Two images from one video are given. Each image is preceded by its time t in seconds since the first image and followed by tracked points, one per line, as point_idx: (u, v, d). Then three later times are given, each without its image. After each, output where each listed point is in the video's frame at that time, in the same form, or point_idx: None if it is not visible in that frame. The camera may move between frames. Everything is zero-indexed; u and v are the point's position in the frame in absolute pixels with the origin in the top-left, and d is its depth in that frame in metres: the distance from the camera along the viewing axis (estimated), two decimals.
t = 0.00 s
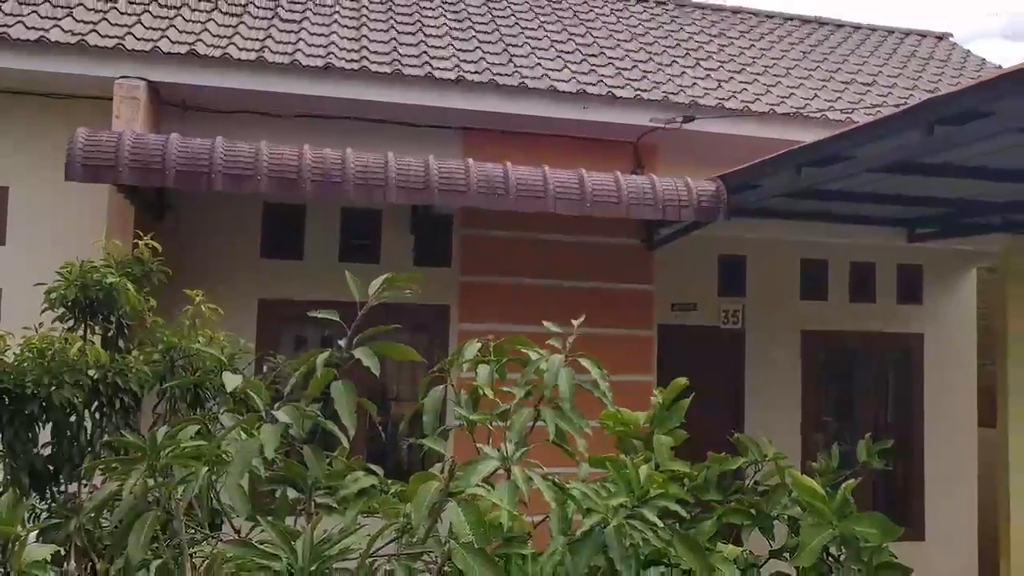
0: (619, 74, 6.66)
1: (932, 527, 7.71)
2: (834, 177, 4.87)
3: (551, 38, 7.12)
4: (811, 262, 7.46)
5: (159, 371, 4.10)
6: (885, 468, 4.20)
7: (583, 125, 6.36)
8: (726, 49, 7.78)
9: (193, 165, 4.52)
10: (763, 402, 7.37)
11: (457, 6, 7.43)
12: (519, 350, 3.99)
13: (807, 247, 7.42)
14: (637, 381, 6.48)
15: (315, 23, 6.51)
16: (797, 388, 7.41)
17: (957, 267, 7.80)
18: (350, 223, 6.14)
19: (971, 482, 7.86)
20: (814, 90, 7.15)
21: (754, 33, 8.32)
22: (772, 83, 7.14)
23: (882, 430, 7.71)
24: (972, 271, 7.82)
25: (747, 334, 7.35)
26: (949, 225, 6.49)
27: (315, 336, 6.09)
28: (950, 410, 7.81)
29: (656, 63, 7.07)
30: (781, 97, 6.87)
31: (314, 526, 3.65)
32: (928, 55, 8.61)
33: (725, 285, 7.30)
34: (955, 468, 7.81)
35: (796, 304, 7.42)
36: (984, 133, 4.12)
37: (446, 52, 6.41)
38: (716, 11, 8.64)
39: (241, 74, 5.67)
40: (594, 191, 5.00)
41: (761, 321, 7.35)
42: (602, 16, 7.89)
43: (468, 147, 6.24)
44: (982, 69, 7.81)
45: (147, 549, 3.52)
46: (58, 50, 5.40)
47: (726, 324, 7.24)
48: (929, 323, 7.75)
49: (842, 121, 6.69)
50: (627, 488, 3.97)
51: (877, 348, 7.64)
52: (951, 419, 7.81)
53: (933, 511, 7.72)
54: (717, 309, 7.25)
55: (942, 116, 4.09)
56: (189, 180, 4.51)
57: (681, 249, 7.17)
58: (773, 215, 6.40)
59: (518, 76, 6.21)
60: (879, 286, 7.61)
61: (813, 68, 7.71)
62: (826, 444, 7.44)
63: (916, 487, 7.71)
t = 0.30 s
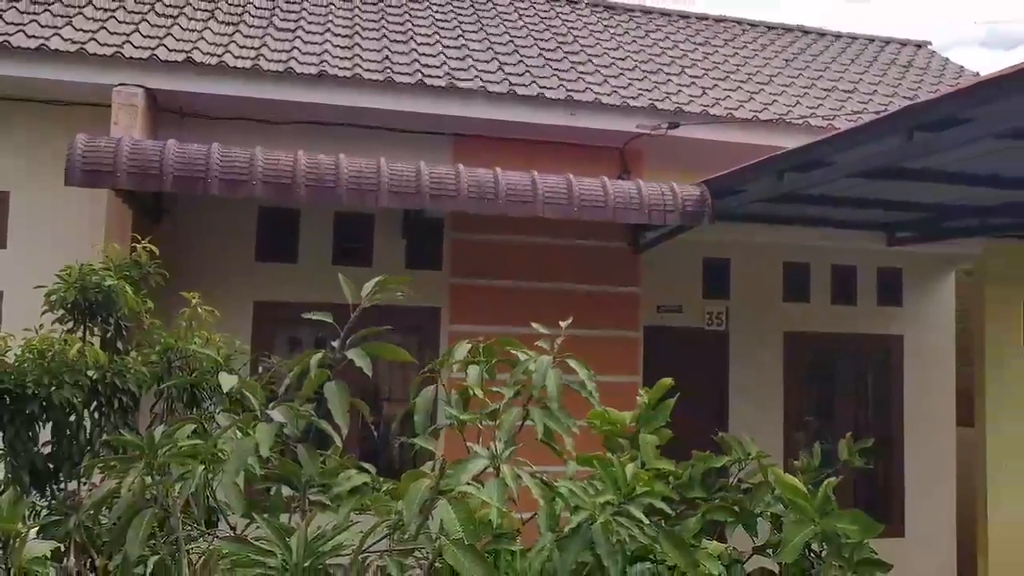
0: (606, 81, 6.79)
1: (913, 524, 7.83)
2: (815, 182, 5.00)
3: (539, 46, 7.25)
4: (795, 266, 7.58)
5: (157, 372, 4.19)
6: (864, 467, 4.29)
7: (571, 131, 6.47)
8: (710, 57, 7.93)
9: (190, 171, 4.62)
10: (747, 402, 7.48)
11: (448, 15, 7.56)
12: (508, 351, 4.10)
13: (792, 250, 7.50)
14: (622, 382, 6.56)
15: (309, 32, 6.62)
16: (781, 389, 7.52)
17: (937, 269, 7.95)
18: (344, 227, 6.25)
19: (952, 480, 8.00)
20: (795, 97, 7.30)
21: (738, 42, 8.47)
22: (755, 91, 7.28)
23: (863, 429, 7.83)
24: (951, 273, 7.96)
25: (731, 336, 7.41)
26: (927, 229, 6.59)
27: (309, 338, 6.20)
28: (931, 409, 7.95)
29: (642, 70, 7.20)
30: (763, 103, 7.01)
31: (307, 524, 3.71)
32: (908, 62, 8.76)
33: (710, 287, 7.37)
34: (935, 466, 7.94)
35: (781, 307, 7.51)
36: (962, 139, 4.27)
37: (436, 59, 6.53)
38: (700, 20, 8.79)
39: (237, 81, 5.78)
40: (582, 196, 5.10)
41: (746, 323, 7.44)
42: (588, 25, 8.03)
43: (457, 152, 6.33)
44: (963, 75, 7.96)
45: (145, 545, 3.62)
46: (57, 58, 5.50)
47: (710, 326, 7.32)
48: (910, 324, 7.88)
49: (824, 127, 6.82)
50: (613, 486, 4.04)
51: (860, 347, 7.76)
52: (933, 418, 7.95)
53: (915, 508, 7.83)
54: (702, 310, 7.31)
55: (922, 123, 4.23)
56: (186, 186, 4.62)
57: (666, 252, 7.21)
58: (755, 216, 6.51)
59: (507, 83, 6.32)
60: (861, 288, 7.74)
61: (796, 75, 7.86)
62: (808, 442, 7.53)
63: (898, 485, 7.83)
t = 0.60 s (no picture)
0: (593, 88, 6.92)
1: (892, 521, 7.93)
2: (797, 187, 5.12)
3: (528, 54, 7.38)
4: (781, 269, 7.70)
5: (154, 372, 4.29)
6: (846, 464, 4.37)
7: (560, 137, 6.58)
8: (694, 65, 8.08)
9: (186, 177, 4.73)
10: (729, 398, 7.57)
11: (438, 25, 7.69)
12: (497, 351, 4.19)
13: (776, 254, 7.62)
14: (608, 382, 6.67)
15: (303, 40, 6.74)
16: (764, 389, 7.61)
17: (920, 272, 8.04)
18: (338, 231, 6.35)
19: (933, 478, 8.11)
20: (778, 104, 7.44)
21: (722, 51, 8.62)
22: (739, 98, 7.42)
23: (846, 427, 7.93)
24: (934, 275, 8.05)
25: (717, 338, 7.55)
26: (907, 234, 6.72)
27: (303, 339, 6.30)
28: (914, 408, 8.06)
29: (628, 78, 7.34)
30: (747, 110, 7.15)
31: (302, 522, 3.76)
32: (889, 70, 8.93)
33: (694, 290, 7.51)
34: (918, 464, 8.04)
35: (764, 309, 7.65)
36: (942, 145, 4.41)
37: (428, 67, 6.64)
38: (684, 30, 8.95)
39: (233, 88, 5.89)
40: (570, 201, 5.20)
41: (730, 324, 7.56)
42: (575, 34, 8.18)
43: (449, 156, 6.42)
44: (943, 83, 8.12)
45: (142, 541, 3.68)
46: (57, 64, 5.60)
47: (695, 329, 7.46)
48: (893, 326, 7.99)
49: (805, 133, 6.98)
50: (600, 483, 4.13)
51: (844, 349, 7.90)
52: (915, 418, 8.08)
53: (896, 505, 7.93)
54: (687, 313, 7.46)
55: (904, 128, 4.36)
56: (183, 191, 4.72)
57: (652, 256, 7.39)
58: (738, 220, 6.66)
59: (497, 90, 6.44)
60: (842, 290, 7.85)
61: (779, 83, 8.00)
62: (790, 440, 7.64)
63: (877, 482, 7.94)
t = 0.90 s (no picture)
0: (581, 95, 7.05)
1: (875, 519, 8.05)
2: (779, 193, 5.24)
3: (517, 62, 7.51)
4: (768, 271, 7.83)
5: (151, 372, 4.40)
6: (827, 463, 4.46)
7: (550, 143, 6.70)
8: (680, 72, 8.21)
9: (183, 181, 4.82)
10: (718, 399, 7.69)
11: (430, 33, 7.82)
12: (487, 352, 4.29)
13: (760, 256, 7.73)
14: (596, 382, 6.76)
15: (298, 48, 6.85)
16: (750, 389, 7.72)
17: (901, 274, 8.16)
18: (332, 234, 6.45)
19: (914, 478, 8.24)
20: (763, 110, 7.57)
21: (707, 58, 8.77)
22: (724, 104, 7.55)
23: (829, 425, 8.05)
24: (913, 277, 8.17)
25: (704, 339, 7.66)
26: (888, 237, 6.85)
27: (298, 340, 6.40)
28: (897, 408, 8.20)
29: (616, 85, 7.47)
30: (732, 116, 7.28)
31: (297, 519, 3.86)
32: (871, 77, 9.07)
33: (680, 292, 7.62)
34: (900, 462, 8.18)
35: (750, 311, 7.77)
36: (922, 151, 4.52)
37: (420, 74, 6.76)
38: (669, 37, 9.09)
39: (229, 95, 6.00)
40: (559, 205, 5.31)
41: (715, 326, 7.68)
42: (563, 42, 8.31)
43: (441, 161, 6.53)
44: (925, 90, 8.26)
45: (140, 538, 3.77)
46: (57, 72, 5.71)
47: (681, 330, 7.57)
48: (874, 328, 8.11)
49: (788, 139, 7.12)
50: (588, 481, 4.23)
51: (829, 351, 8.03)
52: (899, 418, 8.21)
53: (879, 505, 8.04)
54: (672, 315, 7.56)
55: (884, 134, 4.48)
56: (180, 196, 4.82)
57: (637, 258, 7.49)
58: (723, 224, 6.80)
59: (487, 97, 6.56)
60: (825, 293, 7.96)
61: (764, 90, 8.14)
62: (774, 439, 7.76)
63: (860, 481, 8.05)
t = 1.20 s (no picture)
0: (570, 102, 7.18)
1: (860, 517, 8.17)
2: (763, 197, 5.36)
3: (507, 69, 7.64)
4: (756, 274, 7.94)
5: (149, 373, 4.50)
6: (810, 462, 4.55)
7: (539, 148, 6.80)
8: (667, 79, 8.35)
9: (180, 186, 4.92)
10: (706, 399, 7.82)
11: (421, 41, 7.96)
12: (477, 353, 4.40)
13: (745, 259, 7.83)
14: (585, 382, 6.86)
15: (292, 56, 6.97)
16: (734, 390, 7.83)
17: (883, 275, 8.26)
18: (325, 238, 6.56)
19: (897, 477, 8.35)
20: (747, 116, 7.72)
21: (694, 65, 8.91)
22: (709, 110, 7.69)
23: (813, 424, 8.17)
24: (895, 279, 8.28)
25: (690, 340, 7.77)
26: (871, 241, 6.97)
27: (292, 341, 6.51)
28: (881, 407, 8.30)
29: (603, 92, 7.61)
30: (717, 122, 7.42)
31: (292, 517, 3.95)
32: (854, 83, 9.24)
33: (666, 294, 7.74)
34: (882, 461, 8.29)
35: (736, 312, 7.88)
36: (903, 156, 4.65)
37: (412, 81, 6.88)
38: (655, 45, 9.23)
39: (225, 101, 6.10)
40: (547, 209, 5.42)
41: (700, 327, 7.79)
42: (551, 50, 8.45)
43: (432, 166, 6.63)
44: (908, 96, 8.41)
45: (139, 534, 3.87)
46: (57, 79, 5.80)
47: (667, 331, 7.68)
48: (857, 329, 8.21)
49: (773, 144, 7.25)
50: (576, 479, 4.34)
51: (816, 352, 8.15)
52: (885, 418, 8.32)
53: (864, 503, 8.16)
54: (659, 316, 7.69)
55: (866, 139, 4.63)
56: (177, 199, 4.91)
57: (624, 260, 7.61)
58: (709, 229, 6.92)
59: (477, 103, 6.68)
60: (809, 295, 8.08)
61: (749, 96, 8.28)
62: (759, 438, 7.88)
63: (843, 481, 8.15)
